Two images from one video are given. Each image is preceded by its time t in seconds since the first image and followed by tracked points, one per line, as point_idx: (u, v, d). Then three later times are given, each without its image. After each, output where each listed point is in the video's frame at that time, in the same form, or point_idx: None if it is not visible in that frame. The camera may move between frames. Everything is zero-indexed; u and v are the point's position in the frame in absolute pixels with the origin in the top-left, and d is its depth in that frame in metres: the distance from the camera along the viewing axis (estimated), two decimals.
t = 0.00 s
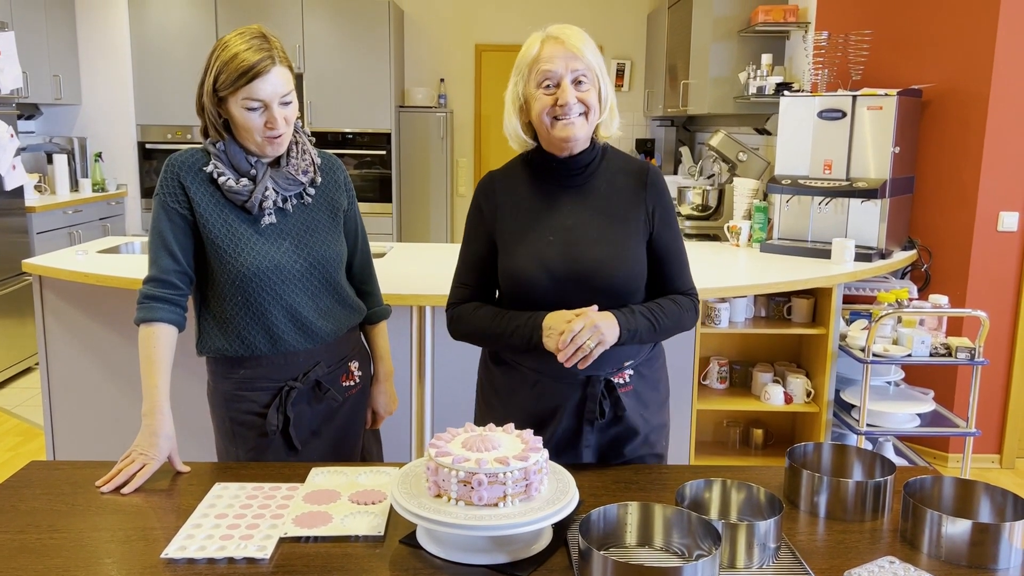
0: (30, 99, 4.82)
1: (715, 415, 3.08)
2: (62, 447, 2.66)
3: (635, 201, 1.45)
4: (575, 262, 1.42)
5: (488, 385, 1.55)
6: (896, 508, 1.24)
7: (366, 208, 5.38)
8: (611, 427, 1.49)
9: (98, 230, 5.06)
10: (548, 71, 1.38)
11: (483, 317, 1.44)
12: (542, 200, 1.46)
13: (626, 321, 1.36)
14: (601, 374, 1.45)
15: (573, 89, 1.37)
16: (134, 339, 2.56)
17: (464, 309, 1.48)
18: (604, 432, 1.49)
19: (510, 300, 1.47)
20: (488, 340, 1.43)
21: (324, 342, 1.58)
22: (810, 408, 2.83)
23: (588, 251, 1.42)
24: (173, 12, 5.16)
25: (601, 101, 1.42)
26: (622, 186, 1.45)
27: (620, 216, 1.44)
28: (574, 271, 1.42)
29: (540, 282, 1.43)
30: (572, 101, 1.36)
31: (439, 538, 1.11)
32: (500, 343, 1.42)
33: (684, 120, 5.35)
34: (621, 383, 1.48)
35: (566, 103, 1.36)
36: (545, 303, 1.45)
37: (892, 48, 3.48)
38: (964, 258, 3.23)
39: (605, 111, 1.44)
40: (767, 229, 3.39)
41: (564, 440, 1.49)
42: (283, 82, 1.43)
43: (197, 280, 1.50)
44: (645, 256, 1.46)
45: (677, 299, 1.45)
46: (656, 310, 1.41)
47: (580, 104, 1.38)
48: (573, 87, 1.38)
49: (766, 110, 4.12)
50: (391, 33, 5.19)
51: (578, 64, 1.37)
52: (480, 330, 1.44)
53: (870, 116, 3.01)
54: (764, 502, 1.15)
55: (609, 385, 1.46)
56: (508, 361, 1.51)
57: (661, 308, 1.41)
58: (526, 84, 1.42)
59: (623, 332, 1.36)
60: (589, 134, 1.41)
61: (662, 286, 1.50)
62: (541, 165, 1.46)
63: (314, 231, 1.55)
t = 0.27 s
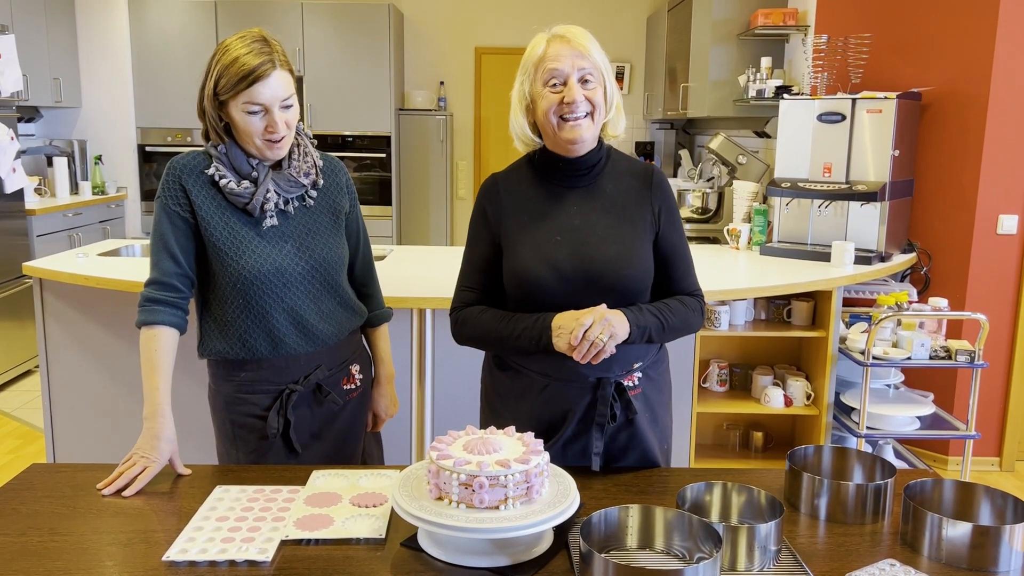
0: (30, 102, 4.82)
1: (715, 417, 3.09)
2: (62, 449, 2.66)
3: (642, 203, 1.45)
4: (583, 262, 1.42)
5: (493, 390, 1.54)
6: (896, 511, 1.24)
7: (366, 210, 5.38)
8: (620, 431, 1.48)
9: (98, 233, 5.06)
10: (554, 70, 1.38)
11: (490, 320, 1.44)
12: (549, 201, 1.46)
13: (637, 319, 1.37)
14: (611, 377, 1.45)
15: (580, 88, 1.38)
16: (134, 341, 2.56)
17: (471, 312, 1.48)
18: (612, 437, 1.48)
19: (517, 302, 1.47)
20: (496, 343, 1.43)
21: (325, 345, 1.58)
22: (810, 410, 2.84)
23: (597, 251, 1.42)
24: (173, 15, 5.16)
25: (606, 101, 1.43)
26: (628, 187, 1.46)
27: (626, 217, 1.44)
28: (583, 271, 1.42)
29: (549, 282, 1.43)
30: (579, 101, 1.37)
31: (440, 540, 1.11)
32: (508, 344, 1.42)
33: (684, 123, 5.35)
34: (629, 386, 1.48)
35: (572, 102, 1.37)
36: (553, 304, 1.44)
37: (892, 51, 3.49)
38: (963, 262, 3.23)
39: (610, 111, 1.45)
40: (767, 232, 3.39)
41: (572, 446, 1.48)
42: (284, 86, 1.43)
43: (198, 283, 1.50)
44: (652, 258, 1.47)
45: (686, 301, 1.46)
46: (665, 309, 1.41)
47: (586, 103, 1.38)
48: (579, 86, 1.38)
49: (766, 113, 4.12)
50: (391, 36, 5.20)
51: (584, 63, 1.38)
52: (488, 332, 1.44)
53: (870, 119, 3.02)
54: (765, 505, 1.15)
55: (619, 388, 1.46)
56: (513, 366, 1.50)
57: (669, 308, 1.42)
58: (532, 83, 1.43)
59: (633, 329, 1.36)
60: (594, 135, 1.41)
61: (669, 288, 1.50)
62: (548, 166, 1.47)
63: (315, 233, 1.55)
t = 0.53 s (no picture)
0: (30, 105, 4.83)
1: (715, 419, 3.09)
2: (62, 452, 2.65)
3: (645, 204, 1.45)
4: (586, 264, 1.42)
5: (496, 392, 1.54)
6: (896, 513, 1.24)
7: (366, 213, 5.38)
8: (623, 434, 1.48)
9: (97, 235, 5.06)
10: (558, 73, 1.38)
11: (493, 321, 1.44)
12: (551, 203, 1.46)
13: (640, 323, 1.37)
14: (615, 379, 1.45)
15: (583, 92, 1.38)
16: (134, 343, 2.56)
17: (474, 314, 1.48)
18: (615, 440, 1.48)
19: (519, 304, 1.47)
20: (499, 345, 1.43)
21: (325, 347, 1.58)
22: (810, 413, 2.83)
23: (600, 253, 1.42)
24: (173, 18, 5.16)
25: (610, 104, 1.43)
26: (631, 189, 1.46)
27: (629, 219, 1.44)
28: (586, 273, 1.42)
29: (551, 284, 1.43)
30: (583, 105, 1.37)
31: (441, 543, 1.11)
32: (510, 346, 1.42)
33: (683, 125, 5.36)
34: (633, 389, 1.48)
35: (576, 105, 1.37)
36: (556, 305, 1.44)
37: (892, 53, 3.49)
38: (964, 264, 3.23)
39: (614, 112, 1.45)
40: (767, 234, 3.39)
41: (574, 449, 1.48)
42: (284, 88, 1.43)
43: (199, 286, 1.50)
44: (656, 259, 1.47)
45: (692, 304, 1.45)
46: (670, 312, 1.41)
47: (590, 106, 1.38)
48: (583, 89, 1.38)
49: (765, 115, 4.13)
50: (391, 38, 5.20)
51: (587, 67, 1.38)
52: (490, 334, 1.44)
53: (869, 121, 3.02)
54: (766, 507, 1.15)
55: (622, 391, 1.46)
56: (516, 368, 1.50)
57: (673, 311, 1.42)
58: (536, 86, 1.43)
59: (636, 333, 1.36)
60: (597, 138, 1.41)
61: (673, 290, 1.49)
62: (552, 168, 1.47)
63: (316, 235, 1.55)
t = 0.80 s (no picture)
0: (30, 105, 4.82)
1: (715, 421, 3.09)
2: (61, 453, 2.65)
3: (648, 204, 1.45)
4: (587, 265, 1.42)
5: (499, 392, 1.54)
6: (896, 514, 1.24)
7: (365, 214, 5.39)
8: (624, 434, 1.48)
9: (96, 236, 5.05)
10: (561, 74, 1.38)
11: (495, 321, 1.44)
12: (553, 203, 1.46)
13: (632, 316, 1.36)
14: (617, 379, 1.45)
15: (585, 93, 1.38)
16: (133, 345, 2.55)
17: (476, 313, 1.48)
18: (616, 439, 1.48)
19: (521, 303, 1.47)
20: (500, 345, 1.43)
21: (325, 349, 1.58)
22: (809, 414, 2.83)
23: (601, 253, 1.42)
24: (173, 19, 5.16)
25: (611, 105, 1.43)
26: (633, 189, 1.46)
27: (631, 219, 1.44)
28: (587, 273, 1.42)
29: (552, 284, 1.43)
30: (585, 107, 1.37)
31: (441, 545, 1.11)
32: (511, 346, 1.42)
33: (683, 126, 5.36)
34: (635, 391, 1.47)
35: (579, 107, 1.37)
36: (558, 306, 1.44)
37: (891, 55, 3.49)
38: (963, 265, 3.23)
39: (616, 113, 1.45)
40: (766, 235, 3.39)
41: (575, 449, 1.48)
42: (283, 88, 1.43)
43: (198, 287, 1.50)
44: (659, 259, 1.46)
45: (701, 298, 1.43)
46: (671, 307, 1.40)
47: (592, 108, 1.38)
48: (585, 91, 1.38)
49: (764, 116, 4.13)
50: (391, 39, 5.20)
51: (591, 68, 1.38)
52: (492, 334, 1.44)
53: (869, 122, 3.02)
54: (765, 509, 1.15)
55: (624, 392, 1.46)
56: (519, 368, 1.50)
57: (677, 305, 1.40)
58: (539, 87, 1.43)
59: (626, 325, 1.35)
60: (599, 140, 1.41)
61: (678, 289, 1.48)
62: (554, 169, 1.47)
63: (315, 236, 1.55)
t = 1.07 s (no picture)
0: (29, 106, 4.83)
1: (714, 421, 3.09)
2: (60, 453, 2.65)
3: (650, 206, 1.44)
4: (587, 267, 1.42)
5: (501, 391, 1.54)
6: (894, 514, 1.24)
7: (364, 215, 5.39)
8: (624, 435, 1.48)
9: (96, 237, 5.05)
10: (562, 76, 1.38)
11: (496, 322, 1.44)
12: (554, 204, 1.46)
13: (639, 321, 1.36)
14: (617, 381, 1.45)
15: (587, 94, 1.38)
16: (132, 345, 2.55)
17: (478, 315, 1.48)
18: (616, 441, 1.48)
19: (522, 305, 1.47)
20: (502, 346, 1.44)
21: (323, 350, 1.58)
22: (809, 415, 2.83)
23: (602, 255, 1.42)
24: (172, 20, 5.17)
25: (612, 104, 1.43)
26: (635, 192, 1.45)
27: (633, 221, 1.44)
28: (588, 275, 1.42)
29: (552, 285, 1.43)
30: (586, 106, 1.37)
31: (439, 545, 1.11)
32: (512, 348, 1.42)
33: (682, 127, 5.36)
34: (636, 392, 1.47)
35: (580, 106, 1.36)
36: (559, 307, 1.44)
37: (890, 55, 3.50)
38: (962, 266, 3.23)
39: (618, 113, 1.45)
40: (765, 235, 3.39)
41: (575, 449, 1.48)
42: (280, 84, 1.43)
43: (197, 287, 1.50)
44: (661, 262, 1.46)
45: (704, 303, 1.43)
46: (676, 312, 1.40)
47: (594, 109, 1.38)
48: (587, 92, 1.38)
49: (764, 117, 4.13)
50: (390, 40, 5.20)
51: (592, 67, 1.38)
52: (494, 335, 1.44)
53: (868, 123, 3.03)
54: (764, 509, 1.15)
55: (624, 393, 1.45)
56: (520, 368, 1.50)
57: (681, 311, 1.40)
58: (541, 90, 1.43)
59: (633, 330, 1.36)
60: (602, 140, 1.41)
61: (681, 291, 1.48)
62: (556, 170, 1.46)
63: (314, 237, 1.55)
